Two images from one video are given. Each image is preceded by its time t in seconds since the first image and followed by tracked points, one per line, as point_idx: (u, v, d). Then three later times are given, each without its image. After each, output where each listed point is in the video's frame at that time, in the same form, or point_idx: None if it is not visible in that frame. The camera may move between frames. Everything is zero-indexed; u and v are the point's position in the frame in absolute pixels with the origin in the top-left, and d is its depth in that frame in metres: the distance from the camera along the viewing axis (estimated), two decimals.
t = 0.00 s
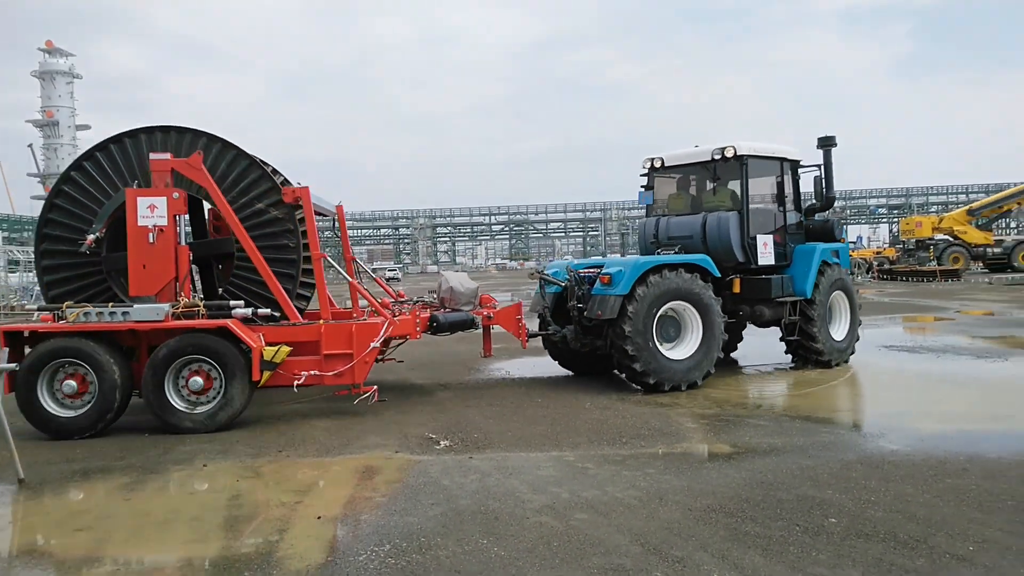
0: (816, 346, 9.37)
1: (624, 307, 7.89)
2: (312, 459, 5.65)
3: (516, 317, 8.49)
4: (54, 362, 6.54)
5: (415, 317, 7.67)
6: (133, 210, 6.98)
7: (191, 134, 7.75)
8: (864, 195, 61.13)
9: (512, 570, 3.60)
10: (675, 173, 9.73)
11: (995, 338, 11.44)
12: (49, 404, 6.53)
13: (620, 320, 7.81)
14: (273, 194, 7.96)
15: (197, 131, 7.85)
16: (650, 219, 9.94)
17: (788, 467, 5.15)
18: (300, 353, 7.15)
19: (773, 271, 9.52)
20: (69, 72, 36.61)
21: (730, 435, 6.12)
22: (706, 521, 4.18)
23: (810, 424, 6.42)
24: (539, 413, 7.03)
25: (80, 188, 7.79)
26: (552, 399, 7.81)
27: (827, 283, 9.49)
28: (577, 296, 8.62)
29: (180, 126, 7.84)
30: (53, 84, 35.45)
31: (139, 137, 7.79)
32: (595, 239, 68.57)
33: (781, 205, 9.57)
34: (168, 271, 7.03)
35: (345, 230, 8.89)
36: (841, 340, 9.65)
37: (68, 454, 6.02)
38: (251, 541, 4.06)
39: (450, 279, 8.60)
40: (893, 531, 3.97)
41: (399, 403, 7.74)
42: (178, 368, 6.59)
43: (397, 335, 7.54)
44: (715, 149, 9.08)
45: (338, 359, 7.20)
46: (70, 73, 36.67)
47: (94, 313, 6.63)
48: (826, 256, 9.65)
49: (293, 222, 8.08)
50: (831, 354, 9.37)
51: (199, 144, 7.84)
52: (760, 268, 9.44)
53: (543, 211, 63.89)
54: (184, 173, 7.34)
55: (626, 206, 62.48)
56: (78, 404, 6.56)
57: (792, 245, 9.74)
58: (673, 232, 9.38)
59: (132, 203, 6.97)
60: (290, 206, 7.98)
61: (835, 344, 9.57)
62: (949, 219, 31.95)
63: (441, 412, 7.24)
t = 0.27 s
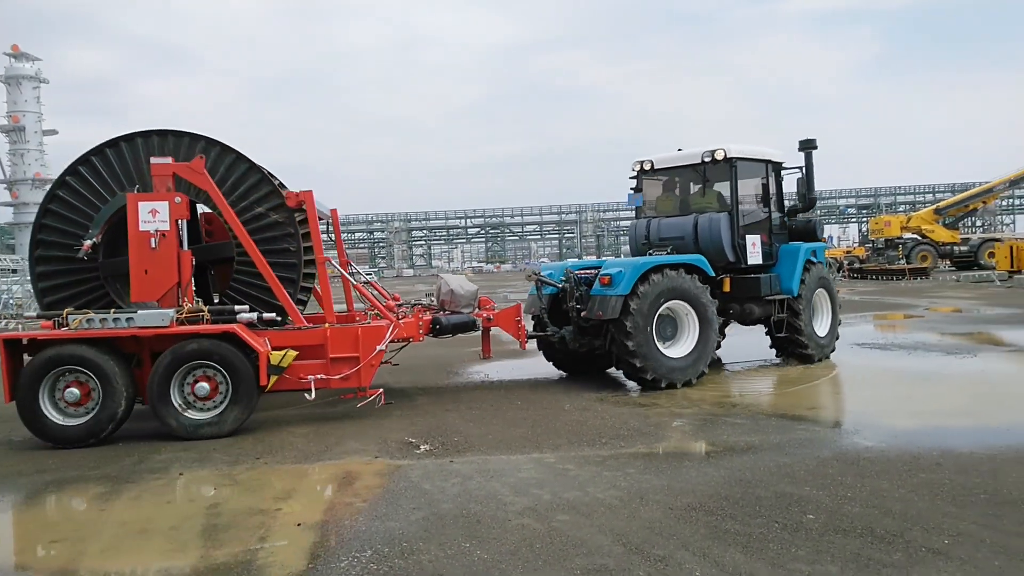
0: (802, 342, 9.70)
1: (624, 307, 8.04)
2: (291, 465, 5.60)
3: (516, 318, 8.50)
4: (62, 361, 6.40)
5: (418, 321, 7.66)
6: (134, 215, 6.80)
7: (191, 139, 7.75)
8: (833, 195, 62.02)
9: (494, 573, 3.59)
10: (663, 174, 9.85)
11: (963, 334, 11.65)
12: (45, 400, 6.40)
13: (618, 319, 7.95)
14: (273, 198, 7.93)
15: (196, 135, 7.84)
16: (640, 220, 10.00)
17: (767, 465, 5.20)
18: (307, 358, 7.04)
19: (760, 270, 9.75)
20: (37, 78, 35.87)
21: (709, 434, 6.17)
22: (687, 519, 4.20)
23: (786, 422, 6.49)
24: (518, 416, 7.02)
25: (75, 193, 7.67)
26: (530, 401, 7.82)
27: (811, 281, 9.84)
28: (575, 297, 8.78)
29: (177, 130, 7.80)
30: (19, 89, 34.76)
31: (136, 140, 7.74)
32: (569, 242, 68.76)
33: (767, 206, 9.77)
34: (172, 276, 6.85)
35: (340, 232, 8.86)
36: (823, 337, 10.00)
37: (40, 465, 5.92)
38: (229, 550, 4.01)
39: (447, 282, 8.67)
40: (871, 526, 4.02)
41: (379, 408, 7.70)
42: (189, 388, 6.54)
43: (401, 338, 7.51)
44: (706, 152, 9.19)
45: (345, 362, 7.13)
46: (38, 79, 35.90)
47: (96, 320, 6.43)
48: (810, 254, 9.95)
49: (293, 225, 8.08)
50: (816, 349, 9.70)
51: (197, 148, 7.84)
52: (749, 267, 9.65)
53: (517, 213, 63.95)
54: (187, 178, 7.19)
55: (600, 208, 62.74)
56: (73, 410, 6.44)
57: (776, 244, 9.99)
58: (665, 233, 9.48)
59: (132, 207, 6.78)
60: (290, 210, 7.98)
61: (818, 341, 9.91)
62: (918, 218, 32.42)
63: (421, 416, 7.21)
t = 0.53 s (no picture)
0: (788, 336, 9.98)
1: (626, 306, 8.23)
2: (269, 466, 5.56)
3: (516, 317, 8.65)
4: (82, 358, 6.33)
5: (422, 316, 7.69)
6: (138, 214, 6.81)
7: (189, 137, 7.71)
8: (807, 195, 62.73)
9: (475, 571, 3.60)
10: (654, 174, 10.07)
11: (934, 332, 11.84)
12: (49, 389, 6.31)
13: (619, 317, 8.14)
14: (275, 197, 7.94)
15: (196, 133, 7.78)
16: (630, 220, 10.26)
17: (744, 461, 5.25)
18: (313, 356, 7.08)
19: (748, 267, 10.00)
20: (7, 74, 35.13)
21: (686, 431, 6.21)
22: (666, 516, 4.24)
23: (762, 419, 6.56)
24: (497, 416, 7.03)
25: (74, 191, 7.53)
26: (509, 400, 7.83)
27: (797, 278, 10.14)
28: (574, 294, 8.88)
29: (178, 128, 7.72)
30: None
31: (137, 138, 7.63)
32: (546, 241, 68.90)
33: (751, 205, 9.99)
34: (178, 275, 6.90)
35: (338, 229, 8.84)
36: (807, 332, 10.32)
37: (11, 467, 5.84)
38: (207, 551, 3.97)
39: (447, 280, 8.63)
40: (846, 520, 4.09)
41: (357, 409, 7.67)
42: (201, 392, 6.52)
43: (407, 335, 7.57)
44: (697, 153, 9.42)
45: (352, 360, 7.19)
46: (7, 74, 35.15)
47: (104, 318, 6.40)
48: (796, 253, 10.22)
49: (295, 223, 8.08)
50: (801, 345, 10.00)
51: (197, 146, 7.79)
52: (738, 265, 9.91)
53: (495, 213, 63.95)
54: (191, 176, 7.25)
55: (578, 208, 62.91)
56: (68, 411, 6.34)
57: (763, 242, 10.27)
58: (656, 232, 9.76)
59: (138, 206, 6.79)
60: (292, 209, 7.99)
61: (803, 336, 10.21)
62: (890, 218, 33.08)
63: (401, 416, 7.19)
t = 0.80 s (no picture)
0: (775, 335, 10.28)
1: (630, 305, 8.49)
2: (246, 466, 5.53)
3: (518, 315, 8.83)
4: (111, 362, 6.29)
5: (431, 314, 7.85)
6: (149, 210, 6.87)
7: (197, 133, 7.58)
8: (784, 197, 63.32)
9: (453, 570, 3.61)
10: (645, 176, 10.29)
11: (907, 332, 12.02)
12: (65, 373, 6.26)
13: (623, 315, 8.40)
14: (285, 195, 7.82)
15: (205, 129, 7.65)
16: (620, 220, 10.32)
17: (720, 459, 5.30)
18: (325, 353, 7.20)
19: (737, 267, 10.22)
20: None
21: (664, 430, 6.26)
22: (643, 514, 4.27)
23: (738, 418, 6.62)
24: (476, 415, 7.04)
25: (79, 186, 7.38)
26: (488, 399, 7.83)
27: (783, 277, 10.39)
28: (575, 293, 9.02)
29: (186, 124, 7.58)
30: None
31: (143, 134, 7.49)
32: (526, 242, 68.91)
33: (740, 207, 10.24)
34: (190, 271, 6.95)
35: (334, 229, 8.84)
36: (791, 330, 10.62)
37: None
38: (183, 552, 3.94)
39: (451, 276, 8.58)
40: (820, 517, 4.14)
41: (336, 409, 7.66)
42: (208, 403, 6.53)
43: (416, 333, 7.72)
44: (691, 154, 9.70)
45: (363, 357, 7.32)
46: None
47: (117, 315, 6.38)
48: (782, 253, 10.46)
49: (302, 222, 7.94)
50: (787, 342, 10.30)
51: (206, 143, 7.66)
52: (728, 265, 10.15)
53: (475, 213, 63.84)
54: (203, 172, 7.28)
55: (557, 208, 63.03)
56: (69, 404, 6.26)
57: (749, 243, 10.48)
58: (651, 232, 9.86)
59: (150, 202, 6.85)
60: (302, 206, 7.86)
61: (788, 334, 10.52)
62: (865, 220, 33.38)
63: (380, 416, 7.18)
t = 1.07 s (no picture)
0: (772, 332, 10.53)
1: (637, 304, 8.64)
2: (235, 465, 5.52)
3: (526, 313, 8.93)
4: (134, 357, 6.31)
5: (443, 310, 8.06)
6: (170, 206, 6.83)
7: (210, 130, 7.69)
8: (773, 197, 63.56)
9: (441, 569, 3.62)
10: (645, 176, 10.40)
11: (894, 332, 12.11)
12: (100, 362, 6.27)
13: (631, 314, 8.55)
14: (299, 192, 8.10)
15: (220, 126, 7.85)
16: (621, 220, 10.50)
17: (708, 459, 5.33)
18: (343, 349, 7.32)
19: (734, 267, 10.43)
20: None
21: (651, 429, 6.28)
22: (630, 513, 4.29)
23: (726, 417, 6.66)
24: (465, 414, 7.05)
25: (94, 182, 7.55)
26: (478, 399, 7.84)
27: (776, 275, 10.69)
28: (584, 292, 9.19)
29: (202, 121, 7.79)
30: None
31: (159, 130, 7.67)
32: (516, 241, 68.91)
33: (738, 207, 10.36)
34: (210, 268, 6.94)
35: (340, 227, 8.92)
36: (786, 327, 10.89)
37: None
38: (169, 552, 3.92)
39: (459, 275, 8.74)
40: (806, 517, 4.17)
41: (325, 408, 7.65)
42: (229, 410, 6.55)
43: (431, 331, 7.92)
44: (692, 156, 9.80)
45: (380, 353, 7.48)
46: None
47: (139, 311, 6.43)
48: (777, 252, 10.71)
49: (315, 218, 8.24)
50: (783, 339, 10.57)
51: (220, 139, 7.86)
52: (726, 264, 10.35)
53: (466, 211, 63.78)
54: (225, 169, 7.26)
55: (548, 207, 63.06)
56: (87, 393, 6.26)
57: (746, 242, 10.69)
58: (653, 232, 10.06)
59: (171, 197, 6.82)
60: (315, 204, 8.13)
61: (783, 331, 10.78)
62: (854, 220, 33.62)
63: (369, 415, 7.18)
